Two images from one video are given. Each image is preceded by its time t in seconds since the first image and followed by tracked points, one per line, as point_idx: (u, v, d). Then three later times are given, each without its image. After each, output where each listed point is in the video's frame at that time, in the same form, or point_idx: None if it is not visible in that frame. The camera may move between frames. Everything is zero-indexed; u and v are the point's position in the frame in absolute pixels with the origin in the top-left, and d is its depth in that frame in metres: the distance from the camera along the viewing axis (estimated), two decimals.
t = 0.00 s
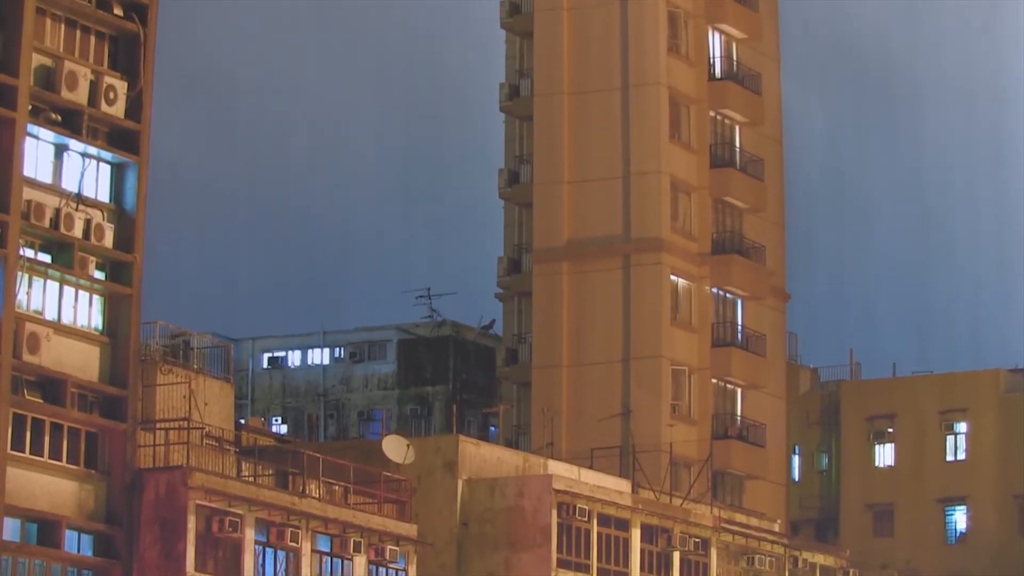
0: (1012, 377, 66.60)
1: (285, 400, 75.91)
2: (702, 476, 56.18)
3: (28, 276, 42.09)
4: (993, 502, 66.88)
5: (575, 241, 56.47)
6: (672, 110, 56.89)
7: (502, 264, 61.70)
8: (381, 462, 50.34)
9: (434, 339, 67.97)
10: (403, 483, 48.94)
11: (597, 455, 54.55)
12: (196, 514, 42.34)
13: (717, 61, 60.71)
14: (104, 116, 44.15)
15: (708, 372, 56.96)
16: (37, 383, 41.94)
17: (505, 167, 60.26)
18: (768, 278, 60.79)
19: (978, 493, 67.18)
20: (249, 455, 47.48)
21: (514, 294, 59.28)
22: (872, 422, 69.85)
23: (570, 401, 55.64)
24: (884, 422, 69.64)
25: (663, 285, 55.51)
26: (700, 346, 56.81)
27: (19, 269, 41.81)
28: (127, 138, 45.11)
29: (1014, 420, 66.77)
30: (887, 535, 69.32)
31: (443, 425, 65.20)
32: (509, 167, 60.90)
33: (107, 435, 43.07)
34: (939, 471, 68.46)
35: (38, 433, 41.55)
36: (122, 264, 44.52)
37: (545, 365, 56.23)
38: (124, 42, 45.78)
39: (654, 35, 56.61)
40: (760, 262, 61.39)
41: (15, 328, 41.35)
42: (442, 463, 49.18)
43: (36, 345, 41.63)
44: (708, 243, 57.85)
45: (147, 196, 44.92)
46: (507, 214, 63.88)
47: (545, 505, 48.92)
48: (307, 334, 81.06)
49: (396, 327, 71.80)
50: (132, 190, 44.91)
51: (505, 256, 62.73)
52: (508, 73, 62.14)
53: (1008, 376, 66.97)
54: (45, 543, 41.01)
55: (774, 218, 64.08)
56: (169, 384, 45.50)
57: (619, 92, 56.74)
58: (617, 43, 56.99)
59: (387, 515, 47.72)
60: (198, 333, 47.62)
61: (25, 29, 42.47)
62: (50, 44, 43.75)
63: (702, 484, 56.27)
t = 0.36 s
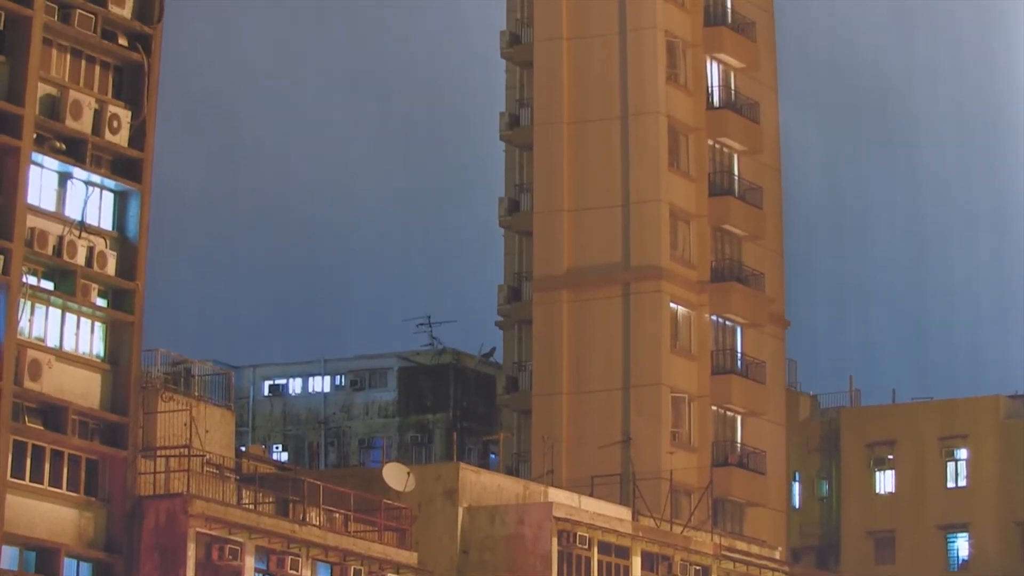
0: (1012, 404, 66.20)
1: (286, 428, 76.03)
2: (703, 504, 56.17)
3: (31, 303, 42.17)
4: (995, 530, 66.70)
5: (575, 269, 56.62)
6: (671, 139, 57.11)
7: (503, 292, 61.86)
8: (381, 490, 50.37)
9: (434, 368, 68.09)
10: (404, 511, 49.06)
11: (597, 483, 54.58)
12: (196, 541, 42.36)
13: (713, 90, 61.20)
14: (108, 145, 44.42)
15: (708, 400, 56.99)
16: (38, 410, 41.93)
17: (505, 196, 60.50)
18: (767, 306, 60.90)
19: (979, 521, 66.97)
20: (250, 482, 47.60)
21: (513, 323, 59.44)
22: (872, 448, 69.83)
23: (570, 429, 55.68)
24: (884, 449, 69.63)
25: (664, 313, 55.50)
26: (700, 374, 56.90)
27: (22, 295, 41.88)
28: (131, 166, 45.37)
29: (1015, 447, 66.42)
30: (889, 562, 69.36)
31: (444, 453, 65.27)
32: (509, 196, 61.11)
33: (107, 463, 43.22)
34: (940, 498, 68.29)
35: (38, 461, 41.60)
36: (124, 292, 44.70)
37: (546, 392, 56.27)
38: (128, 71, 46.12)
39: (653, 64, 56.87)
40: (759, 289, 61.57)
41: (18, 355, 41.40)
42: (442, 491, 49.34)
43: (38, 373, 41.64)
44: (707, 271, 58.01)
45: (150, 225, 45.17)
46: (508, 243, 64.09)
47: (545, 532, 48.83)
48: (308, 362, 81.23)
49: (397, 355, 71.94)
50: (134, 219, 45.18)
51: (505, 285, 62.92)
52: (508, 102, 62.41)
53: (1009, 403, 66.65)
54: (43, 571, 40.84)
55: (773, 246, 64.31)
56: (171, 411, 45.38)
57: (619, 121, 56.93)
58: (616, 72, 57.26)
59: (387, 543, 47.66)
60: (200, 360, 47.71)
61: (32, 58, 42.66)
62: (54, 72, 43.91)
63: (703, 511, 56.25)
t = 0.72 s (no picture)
0: (1012, 432, 65.60)
1: (287, 458, 76.21)
2: (704, 534, 55.81)
3: (34, 332, 42.37)
4: (997, 560, 66.45)
5: (575, 300, 56.77)
6: (670, 170, 57.31)
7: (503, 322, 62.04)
8: (381, 520, 50.40)
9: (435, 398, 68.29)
10: (404, 542, 49.04)
11: (597, 513, 54.65)
12: (196, 572, 42.25)
13: (711, 121, 61.52)
14: (111, 175, 44.60)
15: (708, 430, 57.01)
16: (39, 440, 41.99)
17: (505, 227, 60.59)
18: (766, 335, 60.97)
19: (982, 550, 66.72)
20: (251, 513, 47.85)
21: (513, 353, 59.52)
22: (873, 478, 69.86)
23: (570, 459, 55.75)
24: (885, 478, 69.64)
25: (664, 343, 55.54)
26: (700, 404, 56.86)
27: (24, 325, 41.96)
28: (134, 197, 45.58)
29: (1017, 476, 65.66)
30: None
31: (444, 483, 65.39)
32: (509, 227, 61.29)
33: (108, 494, 43.19)
34: (942, 527, 68.13)
35: (38, 491, 41.61)
36: (126, 322, 44.81)
37: (546, 423, 56.34)
38: (133, 103, 46.36)
39: (652, 95, 57.08)
40: (758, 319, 62.08)
41: (18, 385, 41.42)
42: (443, 521, 49.28)
43: (39, 403, 41.78)
44: (707, 301, 58.13)
45: (152, 256, 45.26)
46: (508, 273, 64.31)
47: (546, 563, 48.46)
48: (309, 392, 81.47)
49: (397, 386, 72.15)
50: (136, 249, 45.30)
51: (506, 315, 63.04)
52: (508, 133, 62.62)
53: (1009, 431, 65.95)
54: None
55: (772, 276, 64.45)
56: (173, 440, 45.76)
57: (618, 152, 57.11)
58: (615, 104, 57.52)
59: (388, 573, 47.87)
60: (201, 391, 47.82)
61: (37, 90, 42.84)
62: (58, 103, 44.14)
63: (704, 541, 55.94)
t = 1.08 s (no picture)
0: (1013, 463, 65.13)
1: (288, 490, 76.27)
2: (704, 565, 55.86)
3: (35, 364, 42.33)
4: None
5: (575, 332, 56.82)
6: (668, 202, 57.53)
7: (504, 354, 62.14)
8: (381, 552, 50.38)
9: (435, 430, 68.37)
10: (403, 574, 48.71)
11: (598, 545, 54.40)
12: None
13: (711, 154, 61.79)
14: (115, 208, 44.83)
15: (707, 462, 56.99)
16: (39, 471, 42.01)
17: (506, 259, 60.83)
18: (766, 366, 60.98)
19: None
20: (251, 545, 47.64)
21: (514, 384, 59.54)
22: (874, 509, 69.79)
23: (570, 491, 55.53)
24: (886, 509, 69.55)
25: (664, 375, 55.66)
26: (700, 435, 56.87)
27: (26, 356, 42.03)
28: (137, 229, 45.83)
29: (1019, 507, 65.11)
30: None
31: (445, 515, 65.40)
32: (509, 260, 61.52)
33: (108, 525, 43.29)
34: (945, 558, 67.75)
35: (37, 523, 41.58)
36: (128, 353, 44.95)
37: (546, 454, 56.22)
38: (136, 135, 46.55)
39: (650, 129, 57.32)
40: (759, 350, 61.33)
41: (19, 417, 41.45)
42: (443, 553, 49.26)
43: (40, 434, 41.86)
44: (706, 332, 58.30)
45: (154, 287, 45.40)
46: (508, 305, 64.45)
47: None
48: (310, 424, 81.60)
49: (398, 417, 72.29)
50: (138, 280, 45.45)
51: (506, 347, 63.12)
52: (508, 166, 62.88)
53: (1011, 462, 65.43)
54: None
55: (772, 308, 64.55)
56: (172, 472, 45.59)
57: (618, 185, 57.28)
58: (615, 136, 57.79)
59: None
60: (202, 422, 48.12)
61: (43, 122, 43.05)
62: (63, 133, 44.38)
63: (704, 573, 55.91)
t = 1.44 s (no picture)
0: (1015, 496, 64.56)
1: (289, 524, 76.14)
2: None
3: (36, 399, 42.33)
4: None
5: (575, 366, 56.59)
6: (668, 238, 57.61)
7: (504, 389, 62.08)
8: None
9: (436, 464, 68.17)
10: None
11: None
12: None
13: (709, 189, 62.16)
14: (118, 243, 45.11)
15: (708, 496, 56.62)
16: (38, 506, 42.01)
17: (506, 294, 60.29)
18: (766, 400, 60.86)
19: None
20: None
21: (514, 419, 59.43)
22: (876, 543, 69.56)
23: (571, 526, 55.15)
24: (888, 543, 69.33)
25: (665, 410, 55.24)
26: (700, 469, 56.69)
27: (28, 390, 42.05)
28: (139, 263, 46.19)
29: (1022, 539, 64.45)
30: None
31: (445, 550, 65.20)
32: (509, 294, 60.86)
33: (107, 559, 43.26)
34: None
35: (37, 556, 41.57)
36: (130, 387, 45.17)
37: (546, 489, 55.82)
38: (140, 171, 46.98)
39: (649, 164, 57.48)
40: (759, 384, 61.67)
41: (19, 451, 41.21)
42: None
43: (40, 468, 41.64)
44: (707, 366, 58.15)
45: (157, 321, 45.69)
46: (508, 340, 64.38)
47: None
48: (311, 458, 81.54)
49: (399, 452, 72.16)
50: (141, 314, 45.74)
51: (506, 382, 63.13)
52: (509, 202, 62.88)
53: (1013, 494, 64.83)
54: None
55: (771, 342, 64.62)
56: (173, 507, 45.43)
57: (617, 222, 57.42)
58: (614, 173, 57.91)
59: None
60: (202, 456, 48.20)
61: (49, 158, 43.29)
62: (68, 169, 44.57)
63: None
